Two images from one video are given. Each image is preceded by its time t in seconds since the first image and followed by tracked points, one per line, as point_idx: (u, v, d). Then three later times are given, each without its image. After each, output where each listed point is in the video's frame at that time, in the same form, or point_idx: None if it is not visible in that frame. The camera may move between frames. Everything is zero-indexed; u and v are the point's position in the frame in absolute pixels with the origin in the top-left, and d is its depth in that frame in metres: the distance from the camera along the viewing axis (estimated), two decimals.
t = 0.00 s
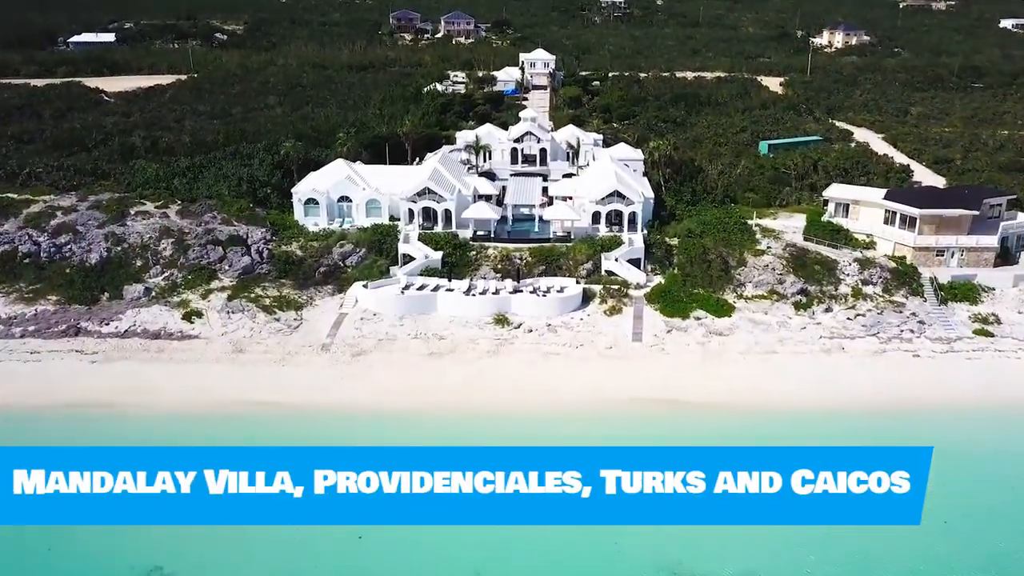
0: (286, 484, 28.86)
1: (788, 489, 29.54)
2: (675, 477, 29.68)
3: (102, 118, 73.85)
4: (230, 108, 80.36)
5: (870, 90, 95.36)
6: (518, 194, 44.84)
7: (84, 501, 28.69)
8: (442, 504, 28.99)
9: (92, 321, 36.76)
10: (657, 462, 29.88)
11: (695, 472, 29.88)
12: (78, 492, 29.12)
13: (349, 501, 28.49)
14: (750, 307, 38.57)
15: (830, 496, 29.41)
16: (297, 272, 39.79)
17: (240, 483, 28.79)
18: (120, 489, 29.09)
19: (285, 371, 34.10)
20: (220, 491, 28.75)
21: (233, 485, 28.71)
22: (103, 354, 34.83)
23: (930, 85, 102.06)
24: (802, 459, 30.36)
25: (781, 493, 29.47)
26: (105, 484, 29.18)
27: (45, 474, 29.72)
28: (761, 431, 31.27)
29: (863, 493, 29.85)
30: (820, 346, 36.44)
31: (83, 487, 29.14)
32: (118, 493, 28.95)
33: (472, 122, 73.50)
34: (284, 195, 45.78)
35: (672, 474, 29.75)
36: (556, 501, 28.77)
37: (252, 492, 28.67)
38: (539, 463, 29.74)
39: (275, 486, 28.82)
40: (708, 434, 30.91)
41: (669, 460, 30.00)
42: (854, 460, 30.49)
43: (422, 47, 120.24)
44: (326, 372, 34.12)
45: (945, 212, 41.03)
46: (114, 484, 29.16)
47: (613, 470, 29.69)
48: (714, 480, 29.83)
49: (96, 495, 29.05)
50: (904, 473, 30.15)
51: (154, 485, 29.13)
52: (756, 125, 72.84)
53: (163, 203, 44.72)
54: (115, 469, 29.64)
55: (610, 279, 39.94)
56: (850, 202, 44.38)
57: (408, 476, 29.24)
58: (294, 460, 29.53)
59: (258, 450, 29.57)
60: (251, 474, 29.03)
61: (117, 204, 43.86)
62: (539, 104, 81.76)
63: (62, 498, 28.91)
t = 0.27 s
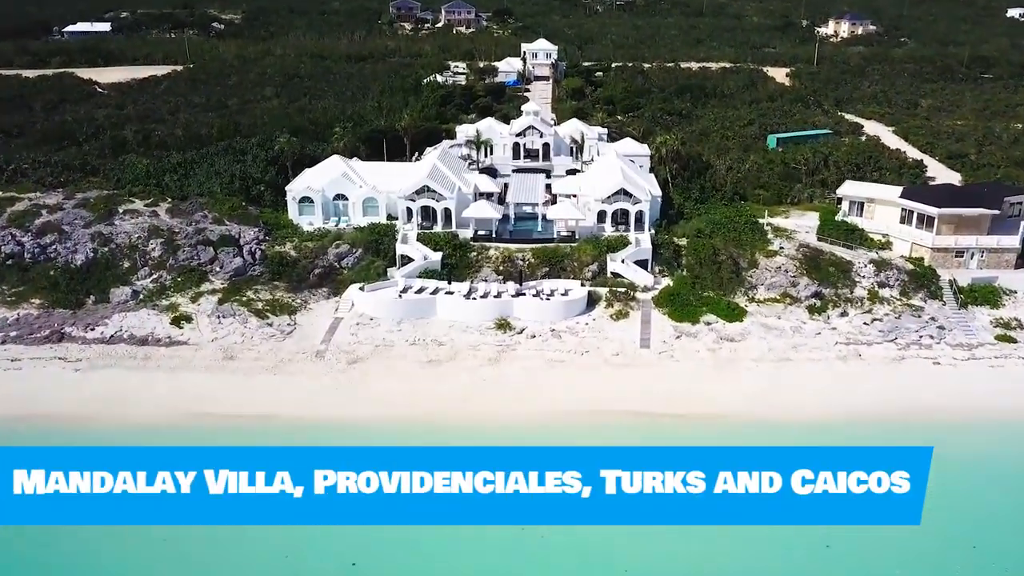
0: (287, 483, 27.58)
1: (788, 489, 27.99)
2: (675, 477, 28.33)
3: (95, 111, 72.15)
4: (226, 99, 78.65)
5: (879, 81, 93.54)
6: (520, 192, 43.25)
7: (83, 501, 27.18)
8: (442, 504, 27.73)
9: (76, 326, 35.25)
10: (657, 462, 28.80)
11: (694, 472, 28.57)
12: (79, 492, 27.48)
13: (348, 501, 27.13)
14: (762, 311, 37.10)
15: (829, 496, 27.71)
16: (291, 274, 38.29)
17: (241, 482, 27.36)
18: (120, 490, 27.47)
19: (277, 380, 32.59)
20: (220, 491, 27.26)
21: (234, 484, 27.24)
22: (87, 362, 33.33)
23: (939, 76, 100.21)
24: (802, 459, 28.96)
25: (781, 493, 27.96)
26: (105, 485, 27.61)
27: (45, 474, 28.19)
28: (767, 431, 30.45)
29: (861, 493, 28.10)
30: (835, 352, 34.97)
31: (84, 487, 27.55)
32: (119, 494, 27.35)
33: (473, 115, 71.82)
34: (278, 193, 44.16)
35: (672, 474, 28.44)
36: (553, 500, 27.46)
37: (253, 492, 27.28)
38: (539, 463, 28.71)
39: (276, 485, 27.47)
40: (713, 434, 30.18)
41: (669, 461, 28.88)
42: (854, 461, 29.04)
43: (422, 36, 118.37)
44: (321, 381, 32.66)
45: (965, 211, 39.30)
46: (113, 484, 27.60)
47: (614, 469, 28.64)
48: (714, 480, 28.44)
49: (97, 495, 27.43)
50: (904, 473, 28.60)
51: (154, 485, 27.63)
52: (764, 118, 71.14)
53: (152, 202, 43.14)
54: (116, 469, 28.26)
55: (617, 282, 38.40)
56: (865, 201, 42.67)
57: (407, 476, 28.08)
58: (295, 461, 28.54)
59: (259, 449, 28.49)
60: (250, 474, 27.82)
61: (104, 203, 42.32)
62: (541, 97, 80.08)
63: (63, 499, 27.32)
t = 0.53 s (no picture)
0: (286, 483, 26.92)
1: (788, 488, 27.49)
2: (675, 477, 27.83)
3: (87, 103, 70.47)
4: (222, 91, 76.98)
5: (888, 73, 91.71)
6: (523, 190, 41.76)
7: (83, 501, 26.49)
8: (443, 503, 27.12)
9: (59, 331, 33.76)
10: (657, 462, 28.12)
11: (694, 472, 28.02)
12: (78, 492, 26.86)
13: (348, 501, 26.49)
14: (776, 316, 35.66)
15: (830, 496, 27.20)
16: (284, 277, 36.80)
17: (241, 482, 26.81)
18: (120, 490, 26.91)
19: (268, 391, 31.04)
20: (220, 491, 26.58)
21: (234, 484, 26.64)
22: (70, 371, 31.82)
23: (949, 68, 98.37)
24: (801, 458, 28.50)
25: (782, 493, 27.44)
26: (105, 484, 27.05)
27: (45, 474, 27.57)
28: (776, 430, 29.72)
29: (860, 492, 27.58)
30: (853, 361, 33.44)
31: (84, 487, 26.95)
32: (121, 493, 26.73)
33: (474, 108, 70.16)
34: (272, 190, 42.56)
35: (672, 474, 27.92)
36: (553, 501, 26.80)
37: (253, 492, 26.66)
38: (539, 462, 28.02)
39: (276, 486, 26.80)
40: (719, 432, 29.44)
41: (669, 460, 28.27)
42: (853, 460, 28.57)
43: (423, 26, 116.52)
44: (314, 390, 31.16)
45: (986, 212, 37.68)
46: (113, 484, 27.03)
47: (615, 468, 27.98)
48: (714, 480, 27.89)
49: (97, 495, 26.81)
50: (904, 473, 28.15)
51: (153, 485, 27.05)
52: (772, 111, 69.45)
53: (141, 200, 41.59)
54: (115, 470, 27.66)
55: (623, 286, 36.86)
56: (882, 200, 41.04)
57: (407, 476, 27.49)
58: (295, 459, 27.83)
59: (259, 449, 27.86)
60: (250, 474, 27.28)
61: (91, 202, 40.82)
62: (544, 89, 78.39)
63: (64, 498, 26.67)
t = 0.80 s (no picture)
0: (287, 483, 25.83)
1: (788, 488, 26.33)
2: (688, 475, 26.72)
3: (78, 95, 68.77)
4: (216, 83, 75.30)
5: (898, 64, 89.90)
6: (526, 189, 39.87)
7: (83, 501, 25.31)
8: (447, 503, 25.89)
9: (40, 339, 32.27)
10: (657, 462, 27.01)
11: (694, 472, 26.82)
12: (78, 492, 25.69)
13: (350, 500, 25.34)
14: (789, 322, 34.21)
15: (830, 496, 26.13)
16: (276, 281, 35.31)
17: (241, 482, 25.73)
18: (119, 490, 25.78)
19: (258, 404, 29.49)
20: (220, 491, 25.42)
21: (234, 483, 25.56)
22: (51, 381, 30.34)
23: (959, 59, 96.55)
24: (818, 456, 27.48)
25: (784, 493, 26.27)
26: (105, 484, 25.98)
27: (46, 475, 26.44)
28: (792, 430, 28.70)
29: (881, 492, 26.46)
30: (871, 372, 31.89)
31: (83, 487, 25.82)
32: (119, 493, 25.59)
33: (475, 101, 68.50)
34: (264, 188, 41.02)
35: (684, 473, 26.78)
36: (553, 500, 25.54)
37: (253, 491, 25.52)
38: (539, 462, 26.93)
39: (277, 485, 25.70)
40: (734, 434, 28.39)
41: (669, 460, 27.14)
42: (867, 459, 27.57)
43: (422, 16, 114.74)
44: (306, 402, 29.65)
45: (1007, 212, 35.99)
46: (113, 484, 25.94)
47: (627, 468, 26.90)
48: (715, 480, 26.68)
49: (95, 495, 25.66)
50: (904, 473, 27.23)
51: (153, 485, 25.93)
52: (780, 104, 67.82)
53: (128, 199, 40.05)
54: (115, 470, 26.64)
55: (630, 290, 35.39)
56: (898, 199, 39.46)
57: (407, 476, 26.36)
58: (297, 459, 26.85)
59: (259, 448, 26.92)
60: (250, 474, 26.21)
61: (76, 201, 39.28)
62: (545, 81, 76.73)
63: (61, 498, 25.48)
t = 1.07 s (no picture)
0: (287, 483, 25.28)
1: (788, 488, 25.65)
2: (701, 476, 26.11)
3: (69, 88, 67.15)
4: (212, 76, 73.67)
5: (907, 55, 88.15)
6: (528, 190, 38.74)
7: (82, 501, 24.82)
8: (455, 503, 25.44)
9: (20, 349, 30.85)
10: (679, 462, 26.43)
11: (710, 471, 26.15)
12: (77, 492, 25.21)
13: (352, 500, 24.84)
14: (803, 330, 32.75)
15: (829, 496, 25.42)
16: (268, 286, 33.86)
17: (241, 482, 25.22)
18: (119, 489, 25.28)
19: (247, 420, 27.99)
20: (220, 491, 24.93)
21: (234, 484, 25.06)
22: (29, 394, 28.92)
23: (969, 50, 94.79)
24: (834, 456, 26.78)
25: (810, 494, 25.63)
26: (105, 484, 25.45)
27: (46, 474, 25.84)
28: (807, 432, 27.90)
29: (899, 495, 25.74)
30: (890, 384, 30.37)
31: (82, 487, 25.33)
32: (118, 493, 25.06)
33: (475, 94, 66.89)
34: (257, 188, 39.53)
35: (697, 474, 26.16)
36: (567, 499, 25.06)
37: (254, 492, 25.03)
38: (539, 462, 26.29)
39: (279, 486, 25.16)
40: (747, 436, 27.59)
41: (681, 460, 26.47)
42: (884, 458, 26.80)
43: (422, 6, 112.94)
44: (297, 417, 28.16)
45: None
46: (113, 485, 25.39)
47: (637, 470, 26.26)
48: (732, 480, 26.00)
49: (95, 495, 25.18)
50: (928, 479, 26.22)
51: (153, 485, 25.38)
52: (788, 98, 66.17)
53: (115, 200, 38.55)
54: (115, 470, 26.04)
55: (637, 296, 33.90)
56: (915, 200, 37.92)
57: (408, 476, 25.79)
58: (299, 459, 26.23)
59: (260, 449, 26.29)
60: (250, 474, 25.66)
61: (60, 201, 37.81)
62: (548, 74, 75.07)
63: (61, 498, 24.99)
